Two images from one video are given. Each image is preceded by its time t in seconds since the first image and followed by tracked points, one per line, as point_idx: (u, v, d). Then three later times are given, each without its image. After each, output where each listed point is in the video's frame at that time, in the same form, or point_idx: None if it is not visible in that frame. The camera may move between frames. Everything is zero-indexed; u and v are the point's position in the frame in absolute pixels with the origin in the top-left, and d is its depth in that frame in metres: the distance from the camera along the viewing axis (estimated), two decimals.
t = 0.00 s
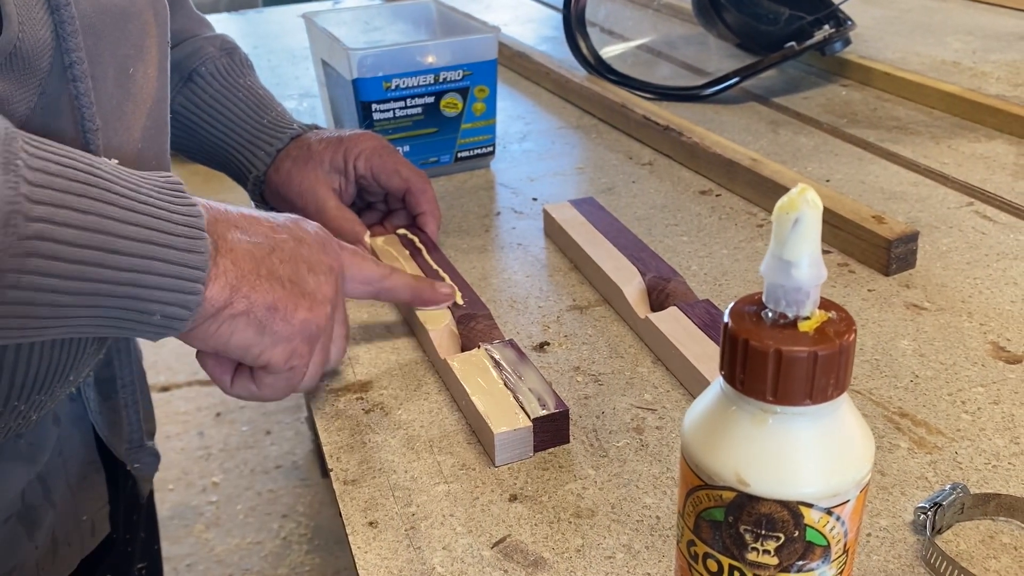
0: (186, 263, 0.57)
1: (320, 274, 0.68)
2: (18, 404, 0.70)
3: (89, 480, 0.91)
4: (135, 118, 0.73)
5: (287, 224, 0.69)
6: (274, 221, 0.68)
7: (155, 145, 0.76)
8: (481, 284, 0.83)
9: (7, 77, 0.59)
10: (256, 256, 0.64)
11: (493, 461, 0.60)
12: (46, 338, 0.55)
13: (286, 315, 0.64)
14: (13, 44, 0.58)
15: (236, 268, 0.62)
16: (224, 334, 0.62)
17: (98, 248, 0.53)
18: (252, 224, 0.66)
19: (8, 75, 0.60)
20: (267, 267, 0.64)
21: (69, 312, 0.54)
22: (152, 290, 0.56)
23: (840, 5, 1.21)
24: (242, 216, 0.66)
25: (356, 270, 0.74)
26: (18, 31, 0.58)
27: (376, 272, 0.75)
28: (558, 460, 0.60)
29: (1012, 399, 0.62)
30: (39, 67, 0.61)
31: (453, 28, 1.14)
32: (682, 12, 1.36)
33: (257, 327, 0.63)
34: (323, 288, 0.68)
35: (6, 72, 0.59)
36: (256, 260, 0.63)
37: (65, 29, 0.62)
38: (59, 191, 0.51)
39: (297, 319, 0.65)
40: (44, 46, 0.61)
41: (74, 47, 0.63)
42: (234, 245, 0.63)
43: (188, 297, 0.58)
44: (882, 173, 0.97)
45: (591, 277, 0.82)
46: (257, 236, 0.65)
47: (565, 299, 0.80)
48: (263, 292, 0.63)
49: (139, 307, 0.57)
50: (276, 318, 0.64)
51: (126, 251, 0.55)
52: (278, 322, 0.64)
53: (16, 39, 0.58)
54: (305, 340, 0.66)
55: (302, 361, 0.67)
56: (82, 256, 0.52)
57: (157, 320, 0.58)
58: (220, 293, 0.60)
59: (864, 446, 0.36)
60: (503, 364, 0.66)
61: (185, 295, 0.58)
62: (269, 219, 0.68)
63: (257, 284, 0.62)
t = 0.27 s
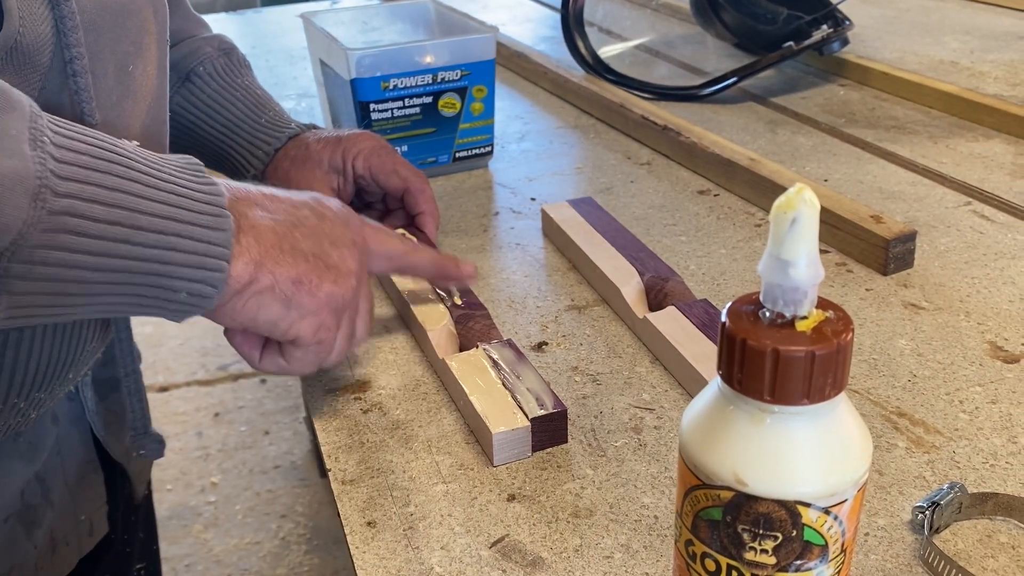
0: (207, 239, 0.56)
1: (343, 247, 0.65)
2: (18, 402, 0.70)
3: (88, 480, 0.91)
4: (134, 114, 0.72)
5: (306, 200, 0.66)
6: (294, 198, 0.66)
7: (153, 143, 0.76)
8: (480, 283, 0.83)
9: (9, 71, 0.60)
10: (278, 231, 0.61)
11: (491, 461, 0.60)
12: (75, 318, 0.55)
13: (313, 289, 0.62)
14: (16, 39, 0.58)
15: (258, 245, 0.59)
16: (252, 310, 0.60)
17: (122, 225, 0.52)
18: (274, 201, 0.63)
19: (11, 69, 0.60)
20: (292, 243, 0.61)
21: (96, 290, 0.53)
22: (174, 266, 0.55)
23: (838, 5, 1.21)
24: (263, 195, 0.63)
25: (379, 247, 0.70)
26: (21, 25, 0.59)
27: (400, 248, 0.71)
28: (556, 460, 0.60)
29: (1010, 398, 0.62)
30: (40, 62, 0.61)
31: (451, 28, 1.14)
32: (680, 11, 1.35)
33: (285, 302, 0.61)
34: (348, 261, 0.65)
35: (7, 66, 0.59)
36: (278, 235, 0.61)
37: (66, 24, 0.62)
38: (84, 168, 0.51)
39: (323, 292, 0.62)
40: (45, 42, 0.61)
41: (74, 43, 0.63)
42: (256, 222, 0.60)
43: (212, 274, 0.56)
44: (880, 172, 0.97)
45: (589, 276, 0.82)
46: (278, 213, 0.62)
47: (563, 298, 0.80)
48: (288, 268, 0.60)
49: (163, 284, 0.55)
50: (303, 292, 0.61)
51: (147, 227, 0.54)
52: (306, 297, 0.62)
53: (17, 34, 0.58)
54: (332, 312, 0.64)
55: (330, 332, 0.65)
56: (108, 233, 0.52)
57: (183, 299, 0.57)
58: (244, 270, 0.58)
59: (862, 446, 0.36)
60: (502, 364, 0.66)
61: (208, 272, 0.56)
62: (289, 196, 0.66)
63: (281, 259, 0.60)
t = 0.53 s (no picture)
0: (206, 244, 0.55)
1: (342, 252, 0.65)
2: (18, 401, 0.70)
3: (88, 480, 0.91)
4: (135, 113, 0.72)
5: (303, 203, 0.65)
6: (291, 201, 0.65)
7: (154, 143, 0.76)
8: (479, 283, 0.83)
9: (9, 69, 0.60)
10: (277, 237, 0.61)
11: (490, 460, 0.60)
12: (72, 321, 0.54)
13: (312, 295, 0.62)
14: (16, 37, 0.59)
15: (257, 250, 0.59)
16: (251, 317, 0.60)
17: (119, 228, 0.52)
18: (272, 204, 0.63)
19: (10, 67, 0.60)
20: (291, 248, 0.61)
21: (94, 294, 0.53)
22: (174, 271, 0.54)
23: (837, 5, 1.21)
24: (261, 197, 0.63)
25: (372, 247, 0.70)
26: (21, 23, 0.59)
27: (393, 246, 0.71)
28: (556, 459, 0.60)
29: (1008, 397, 0.62)
30: (41, 60, 0.61)
31: (450, 27, 1.14)
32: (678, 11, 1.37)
33: (283, 308, 0.61)
34: (347, 265, 0.65)
35: (7, 64, 0.60)
36: (277, 241, 0.60)
37: (67, 21, 0.62)
38: (82, 170, 0.50)
39: (323, 298, 0.62)
40: (45, 40, 0.61)
41: (75, 40, 0.63)
42: (255, 227, 0.60)
43: (211, 279, 0.56)
44: (879, 172, 0.97)
45: (588, 276, 0.82)
46: (276, 217, 0.62)
47: (562, 298, 0.80)
48: (286, 274, 0.60)
49: (162, 289, 0.55)
50: (303, 297, 0.61)
51: (146, 232, 0.53)
52: (304, 302, 0.61)
53: (18, 31, 0.58)
54: (330, 318, 0.64)
55: (328, 336, 0.65)
56: (104, 237, 0.51)
57: (182, 304, 0.56)
58: (244, 276, 0.58)
59: (861, 445, 0.36)
60: (501, 364, 0.66)
61: (207, 277, 0.56)
62: (287, 198, 0.65)
63: (281, 265, 0.60)
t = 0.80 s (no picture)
0: (209, 231, 0.57)
1: (344, 244, 0.67)
2: (15, 403, 0.70)
3: (84, 482, 0.91)
4: (132, 112, 0.72)
5: (307, 195, 0.67)
6: (295, 192, 0.67)
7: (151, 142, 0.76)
8: (476, 283, 0.83)
9: (5, 68, 0.60)
10: (280, 227, 0.63)
11: (487, 461, 0.60)
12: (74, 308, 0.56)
13: (313, 286, 0.63)
14: (11, 35, 0.58)
15: (259, 240, 0.61)
16: (252, 305, 0.62)
17: (121, 216, 0.53)
18: (275, 194, 0.65)
19: (6, 65, 0.60)
20: (293, 238, 0.63)
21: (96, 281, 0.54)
22: (176, 257, 0.56)
23: (835, 5, 1.21)
24: (265, 187, 0.65)
25: (376, 242, 0.71)
26: (16, 21, 0.58)
27: (397, 242, 0.72)
28: (553, 459, 0.60)
29: (1005, 397, 0.62)
30: (36, 58, 0.62)
31: (448, 27, 1.14)
32: (676, 11, 1.38)
33: (284, 298, 0.62)
34: (348, 258, 0.67)
35: (3, 62, 0.59)
36: (280, 231, 0.62)
37: (62, 19, 0.62)
38: (83, 159, 0.52)
39: (324, 290, 0.64)
40: (41, 38, 0.61)
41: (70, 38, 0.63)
42: (258, 217, 0.62)
43: (213, 265, 0.58)
44: (876, 172, 0.97)
45: (586, 276, 0.82)
46: (280, 207, 0.64)
47: (560, 298, 0.80)
48: (288, 265, 0.62)
49: (164, 275, 0.57)
50: (303, 289, 0.63)
51: (149, 219, 0.55)
52: (305, 293, 0.63)
53: (13, 30, 0.58)
54: (331, 310, 0.65)
55: (327, 330, 0.66)
56: (107, 224, 0.53)
57: (184, 290, 0.58)
58: (246, 265, 0.60)
59: (857, 445, 0.36)
60: (498, 364, 0.66)
61: (209, 263, 0.58)
62: (291, 189, 0.67)
63: (283, 255, 0.61)
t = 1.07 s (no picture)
0: (216, 242, 0.58)
1: (355, 261, 0.68)
2: (14, 402, 0.70)
3: (83, 482, 0.91)
4: (131, 112, 0.72)
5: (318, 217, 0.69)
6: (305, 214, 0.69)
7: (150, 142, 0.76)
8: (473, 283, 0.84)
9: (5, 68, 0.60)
10: (290, 240, 0.64)
11: (484, 461, 0.60)
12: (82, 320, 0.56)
13: (323, 297, 0.63)
14: (12, 36, 0.58)
15: (269, 250, 0.62)
16: (263, 317, 0.62)
17: (128, 225, 0.54)
18: (285, 215, 0.67)
19: (6, 66, 0.60)
20: (303, 251, 0.64)
21: (104, 292, 0.55)
22: (183, 268, 0.57)
23: (833, 4, 1.21)
24: (275, 209, 0.67)
25: (387, 270, 0.72)
26: (16, 23, 0.58)
27: (409, 270, 0.73)
28: (550, 459, 0.60)
29: (1002, 397, 0.62)
30: (36, 59, 0.61)
31: (446, 27, 1.14)
32: (675, 11, 1.38)
33: (295, 309, 0.62)
34: (360, 275, 0.67)
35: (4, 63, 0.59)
36: (290, 244, 0.64)
37: (62, 20, 0.62)
38: (91, 168, 0.53)
39: (336, 302, 0.64)
40: (41, 39, 0.61)
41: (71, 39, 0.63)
42: (267, 231, 0.63)
43: (222, 277, 0.58)
44: (874, 172, 0.97)
45: (583, 276, 0.82)
46: (289, 225, 0.66)
47: (557, 298, 0.80)
48: (298, 275, 0.62)
49: (172, 287, 0.57)
50: (315, 300, 0.63)
51: (157, 229, 0.56)
52: (316, 305, 0.63)
53: (14, 30, 0.58)
54: (343, 324, 0.65)
55: (340, 345, 0.65)
56: (114, 233, 0.53)
57: (192, 303, 0.58)
58: (255, 275, 0.61)
59: (852, 445, 0.36)
60: (496, 364, 0.66)
61: (218, 275, 0.58)
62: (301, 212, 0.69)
63: (293, 266, 0.62)
